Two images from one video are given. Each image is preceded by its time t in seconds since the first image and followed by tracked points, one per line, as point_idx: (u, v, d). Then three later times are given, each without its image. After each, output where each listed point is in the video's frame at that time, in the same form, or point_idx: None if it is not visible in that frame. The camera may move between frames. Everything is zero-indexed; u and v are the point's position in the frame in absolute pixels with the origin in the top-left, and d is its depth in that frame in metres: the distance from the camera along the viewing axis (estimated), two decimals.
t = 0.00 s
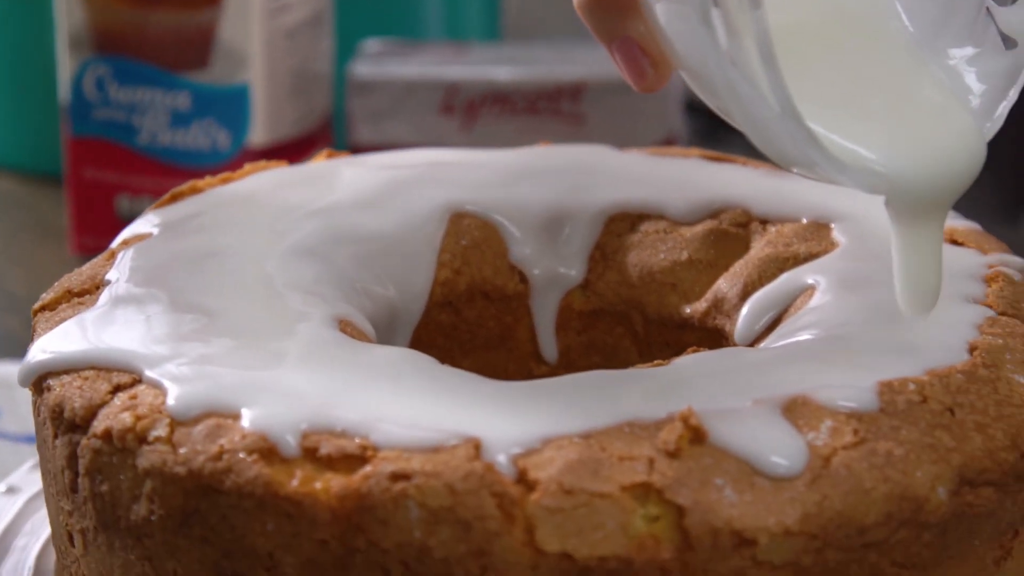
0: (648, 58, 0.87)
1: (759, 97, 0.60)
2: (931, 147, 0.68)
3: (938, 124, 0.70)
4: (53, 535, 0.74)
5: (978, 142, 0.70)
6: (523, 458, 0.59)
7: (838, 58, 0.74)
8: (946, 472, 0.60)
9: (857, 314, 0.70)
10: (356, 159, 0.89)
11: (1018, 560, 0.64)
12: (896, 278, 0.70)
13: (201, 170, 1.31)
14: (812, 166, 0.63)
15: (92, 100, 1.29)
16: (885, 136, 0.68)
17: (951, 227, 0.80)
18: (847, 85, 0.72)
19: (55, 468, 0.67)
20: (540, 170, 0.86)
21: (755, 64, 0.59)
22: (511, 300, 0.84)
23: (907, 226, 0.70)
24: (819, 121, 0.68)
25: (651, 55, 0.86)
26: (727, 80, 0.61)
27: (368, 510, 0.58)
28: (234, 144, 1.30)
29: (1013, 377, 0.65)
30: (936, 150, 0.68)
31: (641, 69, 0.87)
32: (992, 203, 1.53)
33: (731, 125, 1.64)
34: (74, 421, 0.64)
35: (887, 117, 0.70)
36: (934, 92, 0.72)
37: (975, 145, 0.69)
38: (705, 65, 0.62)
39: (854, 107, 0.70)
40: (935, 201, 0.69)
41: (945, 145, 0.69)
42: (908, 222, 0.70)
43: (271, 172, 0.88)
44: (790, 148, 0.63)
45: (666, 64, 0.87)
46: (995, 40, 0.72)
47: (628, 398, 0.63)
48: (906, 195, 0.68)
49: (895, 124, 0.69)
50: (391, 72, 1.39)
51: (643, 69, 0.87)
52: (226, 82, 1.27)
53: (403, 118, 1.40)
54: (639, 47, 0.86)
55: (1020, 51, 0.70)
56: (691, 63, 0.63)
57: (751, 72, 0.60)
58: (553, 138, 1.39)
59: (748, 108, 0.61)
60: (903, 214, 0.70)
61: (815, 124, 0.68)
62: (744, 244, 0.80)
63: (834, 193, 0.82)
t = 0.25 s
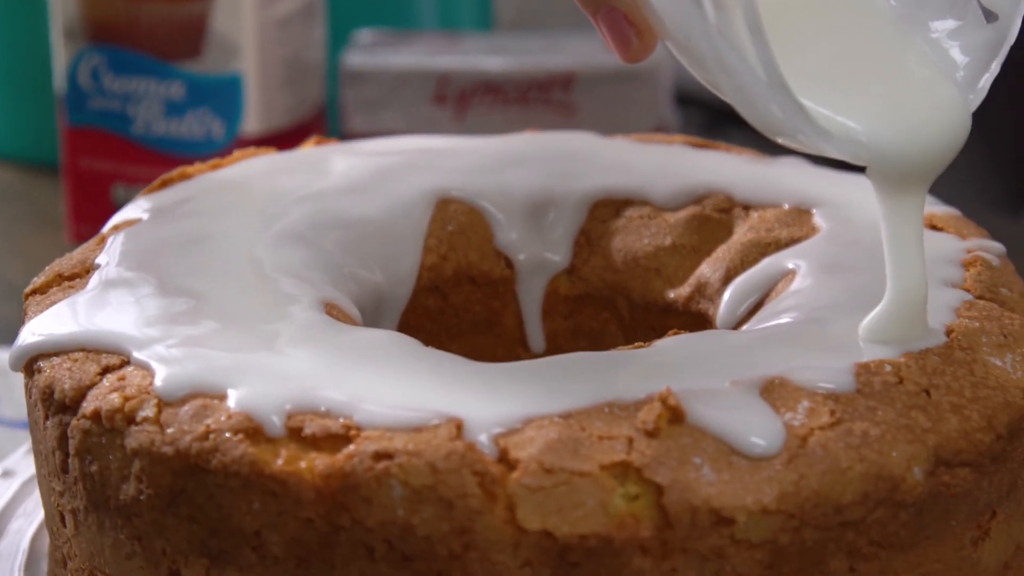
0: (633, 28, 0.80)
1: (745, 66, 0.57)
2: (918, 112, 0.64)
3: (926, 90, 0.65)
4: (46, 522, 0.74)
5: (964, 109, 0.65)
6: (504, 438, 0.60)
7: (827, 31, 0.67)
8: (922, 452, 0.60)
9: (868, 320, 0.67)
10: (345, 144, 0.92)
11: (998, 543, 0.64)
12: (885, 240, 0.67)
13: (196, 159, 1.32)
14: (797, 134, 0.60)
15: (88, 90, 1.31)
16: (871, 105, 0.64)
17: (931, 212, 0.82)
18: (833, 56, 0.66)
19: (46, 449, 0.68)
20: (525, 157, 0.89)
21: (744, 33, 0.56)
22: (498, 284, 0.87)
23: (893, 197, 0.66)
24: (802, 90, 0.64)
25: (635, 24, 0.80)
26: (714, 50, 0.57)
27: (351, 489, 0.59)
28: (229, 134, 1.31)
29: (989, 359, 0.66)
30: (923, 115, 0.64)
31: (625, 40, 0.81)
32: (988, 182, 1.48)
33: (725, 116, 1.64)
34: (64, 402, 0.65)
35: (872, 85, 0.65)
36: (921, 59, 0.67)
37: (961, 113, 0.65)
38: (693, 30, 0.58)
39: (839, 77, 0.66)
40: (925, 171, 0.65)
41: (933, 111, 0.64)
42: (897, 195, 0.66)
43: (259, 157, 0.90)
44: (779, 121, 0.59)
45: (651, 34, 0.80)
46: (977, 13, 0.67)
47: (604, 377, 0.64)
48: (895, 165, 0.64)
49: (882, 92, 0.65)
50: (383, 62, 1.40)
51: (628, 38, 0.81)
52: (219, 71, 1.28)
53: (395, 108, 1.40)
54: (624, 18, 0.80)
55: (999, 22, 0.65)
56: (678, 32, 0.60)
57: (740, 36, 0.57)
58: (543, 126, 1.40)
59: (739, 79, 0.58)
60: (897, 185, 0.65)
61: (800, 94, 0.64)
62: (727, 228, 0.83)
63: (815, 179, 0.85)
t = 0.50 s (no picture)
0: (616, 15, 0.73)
1: (726, 53, 0.58)
2: (906, 100, 0.66)
3: (910, 77, 0.66)
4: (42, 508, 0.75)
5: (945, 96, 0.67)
6: (489, 421, 0.61)
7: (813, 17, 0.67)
8: (902, 435, 0.61)
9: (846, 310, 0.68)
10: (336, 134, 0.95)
11: (977, 527, 0.64)
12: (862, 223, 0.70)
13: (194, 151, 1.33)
14: (781, 123, 0.61)
15: (87, 82, 1.32)
16: (860, 95, 0.65)
17: (915, 202, 0.83)
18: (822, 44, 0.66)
19: (41, 432, 0.69)
20: (512, 147, 0.92)
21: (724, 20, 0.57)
22: (488, 272, 0.90)
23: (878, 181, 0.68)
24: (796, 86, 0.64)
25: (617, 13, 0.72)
26: (697, 38, 0.59)
27: (339, 471, 0.59)
28: (226, 126, 1.32)
29: (970, 344, 0.67)
30: (910, 104, 0.66)
31: (609, 26, 0.73)
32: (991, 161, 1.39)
33: (721, 109, 1.65)
34: (57, 385, 0.66)
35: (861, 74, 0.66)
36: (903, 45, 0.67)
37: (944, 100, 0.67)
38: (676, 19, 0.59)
39: (831, 69, 0.66)
40: (909, 157, 0.67)
41: (918, 99, 0.66)
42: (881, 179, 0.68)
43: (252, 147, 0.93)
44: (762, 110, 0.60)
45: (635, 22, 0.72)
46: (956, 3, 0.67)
47: (584, 361, 0.65)
48: (882, 153, 0.66)
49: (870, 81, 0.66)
50: (379, 54, 1.41)
51: (613, 27, 0.73)
52: (215, 63, 1.29)
53: (392, 101, 1.42)
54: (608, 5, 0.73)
55: (977, 14, 0.66)
56: (661, 21, 0.60)
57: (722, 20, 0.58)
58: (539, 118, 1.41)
59: (720, 67, 0.59)
60: (879, 171, 0.68)
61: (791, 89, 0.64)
62: (715, 216, 0.86)
63: (799, 170, 0.87)
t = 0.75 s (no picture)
0: (577, 9, 0.72)
1: (686, 52, 0.59)
2: (865, 104, 0.64)
3: (871, 78, 0.65)
4: (40, 494, 0.76)
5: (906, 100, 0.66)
6: (478, 406, 0.62)
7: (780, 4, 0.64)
8: (885, 421, 0.61)
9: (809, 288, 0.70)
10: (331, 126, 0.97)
11: (961, 512, 0.65)
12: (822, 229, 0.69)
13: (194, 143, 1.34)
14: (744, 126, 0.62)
15: (88, 77, 1.33)
16: (817, 94, 0.64)
17: (902, 193, 0.86)
18: (785, 38, 0.64)
19: (38, 418, 0.70)
20: (505, 140, 0.94)
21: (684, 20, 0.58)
22: (482, 262, 0.92)
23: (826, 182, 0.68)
24: (753, 84, 0.63)
25: (578, 7, 0.71)
26: (656, 37, 0.59)
27: (330, 455, 0.59)
28: (225, 118, 1.32)
29: (953, 333, 0.68)
30: (869, 108, 0.64)
31: (569, 21, 0.72)
32: None
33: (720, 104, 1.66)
34: (53, 371, 0.67)
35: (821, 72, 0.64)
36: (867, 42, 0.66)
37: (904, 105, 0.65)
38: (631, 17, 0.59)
39: (797, 66, 0.64)
40: (862, 159, 0.66)
41: (877, 103, 0.65)
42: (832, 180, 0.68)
43: (250, 139, 0.94)
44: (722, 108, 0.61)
45: (595, 16, 0.71)
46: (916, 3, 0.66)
47: (569, 348, 0.66)
48: (834, 154, 0.65)
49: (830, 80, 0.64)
50: (379, 49, 1.42)
51: (572, 21, 0.72)
52: (214, 58, 1.30)
53: (393, 95, 1.43)
54: None
55: (937, 15, 0.65)
56: (620, 18, 0.60)
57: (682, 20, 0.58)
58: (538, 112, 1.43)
59: (678, 67, 0.60)
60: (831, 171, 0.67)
61: (746, 86, 0.62)
62: (705, 206, 0.88)
63: (788, 161, 0.89)
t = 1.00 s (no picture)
0: (560, 2, 0.69)
1: (674, 49, 0.58)
2: (847, 101, 0.64)
3: (854, 76, 0.65)
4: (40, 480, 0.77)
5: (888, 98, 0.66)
6: (469, 394, 0.63)
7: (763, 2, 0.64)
8: (872, 409, 0.62)
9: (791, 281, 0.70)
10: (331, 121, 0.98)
11: (947, 500, 0.65)
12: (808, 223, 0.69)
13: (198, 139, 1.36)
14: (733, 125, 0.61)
15: (94, 73, 1.34)
16: (801, 92, 0.64)
17: (894, 186, 0.87)
18: (769, 36, 0.64)
19: (38, 406, 0.71)
20: (503, 132, 0.95)
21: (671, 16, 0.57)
22: (478, 255, 0.94)
23: (810, 178, 0.68)
24: (738, 80, 0.62)
25: None
26: (643, 34, 0.58)
27: (323, 442, 0.60)
28: (229, 113, 1.34)
29: (940, 324, 0.69)
30: (852, 105, 0.64)
31: (553, 12, 0.70)
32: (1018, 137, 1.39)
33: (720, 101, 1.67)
34: (52, 359, 0.68)
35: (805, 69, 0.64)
36: (848, 41, 0.66)
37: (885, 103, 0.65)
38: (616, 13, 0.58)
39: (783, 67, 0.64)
40: (846, 155, 0.66)
41: (861, 100, 0.64)
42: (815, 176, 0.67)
43: (250, 133, 0.95)
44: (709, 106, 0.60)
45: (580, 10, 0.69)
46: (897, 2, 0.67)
47: (561, 338, 0.66)
48: (818, 151, 0.65)
49: (813, 78, 0.64)
50: (382, 46, 1.43)
51: (556, 14, 0.70)
52: (216, 53, 1.31)
53: (396, 91, 1.44)
54: None
55: (919, 14, 0.66)
56: (606, 18, 0.59)
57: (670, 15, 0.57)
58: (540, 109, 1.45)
59: (665, 64, 0.59)
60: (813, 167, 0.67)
61: (732, 85, 0.62)
62: (699, 199, 0.89)
63: (782, 154, 0.90)
